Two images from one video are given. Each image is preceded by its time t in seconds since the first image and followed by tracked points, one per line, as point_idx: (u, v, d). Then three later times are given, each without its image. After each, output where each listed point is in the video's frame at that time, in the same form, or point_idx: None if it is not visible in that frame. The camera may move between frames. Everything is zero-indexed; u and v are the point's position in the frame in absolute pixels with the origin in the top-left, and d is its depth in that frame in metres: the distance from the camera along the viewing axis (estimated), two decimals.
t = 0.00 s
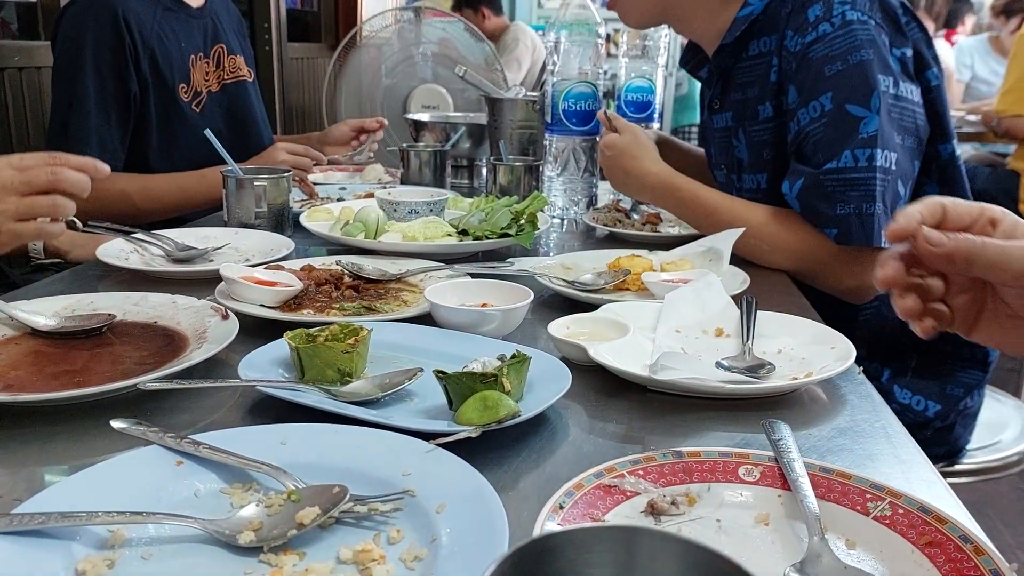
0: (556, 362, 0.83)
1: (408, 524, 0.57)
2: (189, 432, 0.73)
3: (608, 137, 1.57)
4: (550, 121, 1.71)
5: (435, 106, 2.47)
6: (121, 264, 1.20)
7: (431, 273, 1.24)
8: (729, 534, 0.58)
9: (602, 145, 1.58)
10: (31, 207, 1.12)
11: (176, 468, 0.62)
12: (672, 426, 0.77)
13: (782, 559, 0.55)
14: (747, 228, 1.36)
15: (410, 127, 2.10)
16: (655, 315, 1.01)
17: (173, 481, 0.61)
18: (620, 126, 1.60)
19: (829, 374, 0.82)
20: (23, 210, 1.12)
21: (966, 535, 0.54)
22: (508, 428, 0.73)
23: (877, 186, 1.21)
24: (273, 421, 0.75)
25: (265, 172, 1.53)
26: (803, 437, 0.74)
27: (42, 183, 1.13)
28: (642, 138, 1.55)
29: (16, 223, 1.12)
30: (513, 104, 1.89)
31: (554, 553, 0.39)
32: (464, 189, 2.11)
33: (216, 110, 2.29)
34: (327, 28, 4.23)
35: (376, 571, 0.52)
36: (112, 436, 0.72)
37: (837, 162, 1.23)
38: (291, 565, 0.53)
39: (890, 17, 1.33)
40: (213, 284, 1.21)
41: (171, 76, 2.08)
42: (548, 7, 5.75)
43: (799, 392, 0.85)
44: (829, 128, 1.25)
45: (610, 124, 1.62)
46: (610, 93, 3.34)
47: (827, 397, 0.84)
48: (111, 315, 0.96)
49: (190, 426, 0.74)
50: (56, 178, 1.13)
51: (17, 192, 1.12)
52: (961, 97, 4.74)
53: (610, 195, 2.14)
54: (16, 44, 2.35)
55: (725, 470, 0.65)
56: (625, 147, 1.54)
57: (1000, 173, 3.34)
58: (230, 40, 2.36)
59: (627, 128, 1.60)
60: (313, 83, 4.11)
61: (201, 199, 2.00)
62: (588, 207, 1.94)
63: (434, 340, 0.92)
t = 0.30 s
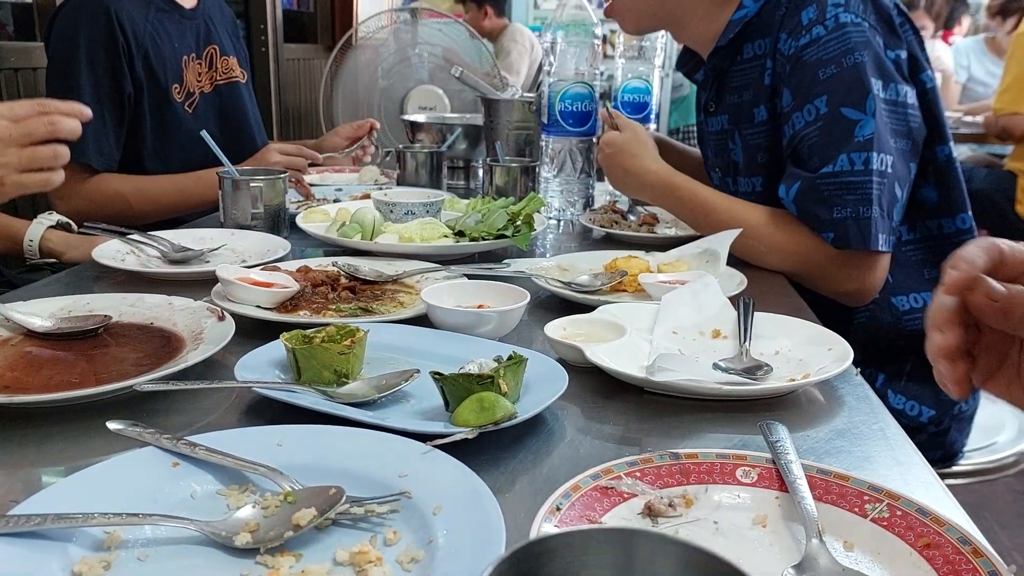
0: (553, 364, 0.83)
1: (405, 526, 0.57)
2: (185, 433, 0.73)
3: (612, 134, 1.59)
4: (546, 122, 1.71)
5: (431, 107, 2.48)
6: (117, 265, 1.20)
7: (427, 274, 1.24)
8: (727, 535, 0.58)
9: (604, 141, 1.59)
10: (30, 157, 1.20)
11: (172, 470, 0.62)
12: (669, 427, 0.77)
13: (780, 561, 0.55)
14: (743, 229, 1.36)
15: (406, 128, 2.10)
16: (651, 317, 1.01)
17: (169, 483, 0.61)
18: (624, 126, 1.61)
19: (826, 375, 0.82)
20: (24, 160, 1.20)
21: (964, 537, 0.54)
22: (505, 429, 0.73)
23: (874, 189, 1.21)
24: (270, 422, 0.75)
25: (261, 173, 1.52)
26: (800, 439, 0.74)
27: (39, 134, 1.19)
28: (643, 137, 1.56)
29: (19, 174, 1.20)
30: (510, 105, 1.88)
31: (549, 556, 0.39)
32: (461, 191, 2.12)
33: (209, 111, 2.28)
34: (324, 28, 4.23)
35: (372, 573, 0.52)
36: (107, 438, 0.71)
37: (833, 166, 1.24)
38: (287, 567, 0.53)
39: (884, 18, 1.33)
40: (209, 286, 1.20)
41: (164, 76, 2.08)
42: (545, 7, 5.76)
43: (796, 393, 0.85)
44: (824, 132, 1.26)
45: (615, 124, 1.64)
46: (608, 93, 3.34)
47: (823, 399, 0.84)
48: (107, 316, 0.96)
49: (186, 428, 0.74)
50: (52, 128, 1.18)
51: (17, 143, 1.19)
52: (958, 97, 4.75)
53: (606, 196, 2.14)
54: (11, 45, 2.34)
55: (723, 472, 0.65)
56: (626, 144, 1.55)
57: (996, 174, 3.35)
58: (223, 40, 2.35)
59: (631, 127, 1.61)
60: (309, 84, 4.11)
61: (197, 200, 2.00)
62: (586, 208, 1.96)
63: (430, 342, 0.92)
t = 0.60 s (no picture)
0: (549, 366, 0.83)
1: (399, 528, 0.57)
2: (178, 436, 0.72)
3: (611, 135, 1.59)
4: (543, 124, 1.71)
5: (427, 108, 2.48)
6: (110, 266, 1.19)
7: (423, 276, 1.24)
8: (722, 538, 0.58)
9: (603, 142, 1.60)
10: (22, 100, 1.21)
11: (164, 472, 0.62)
12: (665, 430, 0.76)
13: (775, 563, 0.55)
14: (740, 231, 1.36)
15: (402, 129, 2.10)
16: (647, 318, 1.01)
17: (161, 486, 0.60)
18: (624, 126, 1.61)
19: (821, 377, 0.82)
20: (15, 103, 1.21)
21: (961, 539, 0.54)
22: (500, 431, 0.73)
23: (873, 191, 1.21)
24: (263, 424, 0.75)
25: (256, 173, 1.52)
26: (795, 441, 0.74)
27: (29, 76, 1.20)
28: (643, 138, 1.56)
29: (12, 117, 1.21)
30: (506, 107, 1.89)
31: (544, 560, 0.39)
32: (457, 192, 2.11)
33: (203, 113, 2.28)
34: (320, 29, 4.23)
35: None
36: (99, 440, 0.71)
37: (833, 168, 1.23)
38: (279, 571, 0.53)
39: (888, 21, 1.33)
40: (203, 287, 1.20)
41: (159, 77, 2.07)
42: (541, 9, 5.77)
43: (792, 395, 0.84)
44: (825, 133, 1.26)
45: (615, 124, 1.64)
46: (604, 95, 3.34)
47: (819, 400, 0.84)
48: (100, 318, 0.96)
49: (179, 430, 0.73)
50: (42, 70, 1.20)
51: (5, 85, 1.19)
52: (953, 100, 4.76)
53: (603, 198, 2.13)
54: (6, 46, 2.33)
55: (719, 474, 0.65)
56: (624, 145, 1.55)
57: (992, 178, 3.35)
58: (217, 41, 2.34)
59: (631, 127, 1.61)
60: (305, 85, 4.11)
61: (192, 201, 1.99)
62: (582, 210, 1.97)
63: (425, 343, 0.91)
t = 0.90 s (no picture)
0: (548, 368, 0.82)
1: (397, 532, 0.56)
2: (175, 439, 0.72)
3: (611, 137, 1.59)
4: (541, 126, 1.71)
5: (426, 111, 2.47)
6: (107, 269, 1.19)
7: (421, 278, 1.23)
8: (721, 541, 0.57)
9: (603, 144, 1.60)
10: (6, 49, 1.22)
11: (161, 476, 0.61)
12: (664, 432, 0.76)
13: (775, 566, 0.55)
14: (740, 232, 1.36)
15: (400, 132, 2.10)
16: (646, 321, 1.01)
17: (158, 490, 0.60)
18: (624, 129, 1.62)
19: (821, 380, 0.82)
20: None
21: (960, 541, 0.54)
22: (499, 434, 0.72)
23: (872, 193, 1.21)
24: (260, 427, 0.74)
25: (254, 176, 1.52)
26: (794, 444, 0.74)
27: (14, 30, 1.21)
28: (643, 141, 1.56)
29: None
30: (505, 109, 1.88)
31: (541, 565, 0.38)
32: (455, 195, 2.11)
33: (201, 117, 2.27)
34: (318, 32, 4.24)
35: None
36: (95, 444, 0.70)
37: (832, 169, 1.23)
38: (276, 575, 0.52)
39: (889, 24, 1.33)
40: (200, 290, 1.20)
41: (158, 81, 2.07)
42: (539, 12, 5.78)
43: (792, 398, 0.84)
44: (822, 134, 1.26)
45: (614, 126, 1.64)
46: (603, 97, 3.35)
47: (818, 403, 0.83)
48: (97, 321, 0.95)
49: (176, 433, 0.73)
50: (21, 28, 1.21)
51: None
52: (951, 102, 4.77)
53: (601, 200, 2.13)
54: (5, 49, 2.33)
55: (717, 477, 0.64)
56: (624, 147, 1.55)
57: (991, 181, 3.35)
58: (216, 44, 2.34)
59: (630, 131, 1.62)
60: (304, 88, 4.10)
61: (190, 203, 1.98)
62: (580, 212, 1.97)
63: (424, 346, 0.91)
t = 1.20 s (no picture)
0: (545, 375, 0.82)
1: (394, 542, 0.56)
2: (171, 448, 0.72)
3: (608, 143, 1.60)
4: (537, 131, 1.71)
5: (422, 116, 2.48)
6: (104, 276, 1.19)
7: (417, 284, 1.23)
8: (719, 550, 0.57)
9: (600, 149, 1.60)
10: None
11: (158, 486, 0.61)
12: (661, 439, 0.76)
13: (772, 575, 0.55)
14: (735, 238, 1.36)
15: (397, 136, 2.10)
16: (643, 326, 1.01)
17: (155, 499, 0.60)
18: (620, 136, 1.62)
19: (817, 386, 0.82)
20: None
21: (957, 549, 0.53)
22: (496, 442, 0.72)
23: (873, 201, 1.22)
24: (256, 435, 0.74)
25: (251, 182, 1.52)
26: (791, 451, 0.74)
27: None
28: (639, 146, 1.57)
29: None
30: (501, 115, 1.88)
31: None
32: (451, 200, 2.11)
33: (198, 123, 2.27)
34: (314, 38, 4.24)
35: None
36: (93, 453, 0.70)
37: (836, 173, 1.24)
38: None
39: (909, 34, 1.33)
40: (197, 297, 1.19)
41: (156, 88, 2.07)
42: (535, 17, 5.80)
43: (788, 404, 0.84)
44: (829, 140, 1.26)
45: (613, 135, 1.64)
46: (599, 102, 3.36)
47: (815, 409, 0.84)
48: (94, 328, 0.95)
49: (173, 442, 0.73)
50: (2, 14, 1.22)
51: None
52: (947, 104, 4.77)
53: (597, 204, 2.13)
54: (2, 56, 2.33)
55: (715, 485, 0.64)
56: (620, 153, 1.55)
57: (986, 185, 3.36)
58: (213, 51, 2.34)
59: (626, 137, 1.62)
60: (300, 93, 4.11)
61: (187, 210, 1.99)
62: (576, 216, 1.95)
63: (421, 352, 0.91)
